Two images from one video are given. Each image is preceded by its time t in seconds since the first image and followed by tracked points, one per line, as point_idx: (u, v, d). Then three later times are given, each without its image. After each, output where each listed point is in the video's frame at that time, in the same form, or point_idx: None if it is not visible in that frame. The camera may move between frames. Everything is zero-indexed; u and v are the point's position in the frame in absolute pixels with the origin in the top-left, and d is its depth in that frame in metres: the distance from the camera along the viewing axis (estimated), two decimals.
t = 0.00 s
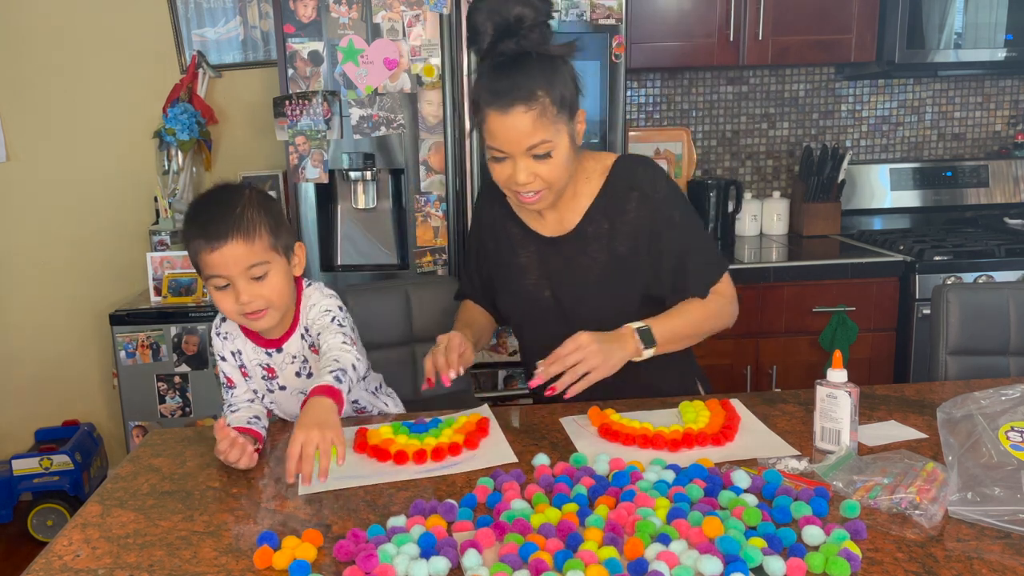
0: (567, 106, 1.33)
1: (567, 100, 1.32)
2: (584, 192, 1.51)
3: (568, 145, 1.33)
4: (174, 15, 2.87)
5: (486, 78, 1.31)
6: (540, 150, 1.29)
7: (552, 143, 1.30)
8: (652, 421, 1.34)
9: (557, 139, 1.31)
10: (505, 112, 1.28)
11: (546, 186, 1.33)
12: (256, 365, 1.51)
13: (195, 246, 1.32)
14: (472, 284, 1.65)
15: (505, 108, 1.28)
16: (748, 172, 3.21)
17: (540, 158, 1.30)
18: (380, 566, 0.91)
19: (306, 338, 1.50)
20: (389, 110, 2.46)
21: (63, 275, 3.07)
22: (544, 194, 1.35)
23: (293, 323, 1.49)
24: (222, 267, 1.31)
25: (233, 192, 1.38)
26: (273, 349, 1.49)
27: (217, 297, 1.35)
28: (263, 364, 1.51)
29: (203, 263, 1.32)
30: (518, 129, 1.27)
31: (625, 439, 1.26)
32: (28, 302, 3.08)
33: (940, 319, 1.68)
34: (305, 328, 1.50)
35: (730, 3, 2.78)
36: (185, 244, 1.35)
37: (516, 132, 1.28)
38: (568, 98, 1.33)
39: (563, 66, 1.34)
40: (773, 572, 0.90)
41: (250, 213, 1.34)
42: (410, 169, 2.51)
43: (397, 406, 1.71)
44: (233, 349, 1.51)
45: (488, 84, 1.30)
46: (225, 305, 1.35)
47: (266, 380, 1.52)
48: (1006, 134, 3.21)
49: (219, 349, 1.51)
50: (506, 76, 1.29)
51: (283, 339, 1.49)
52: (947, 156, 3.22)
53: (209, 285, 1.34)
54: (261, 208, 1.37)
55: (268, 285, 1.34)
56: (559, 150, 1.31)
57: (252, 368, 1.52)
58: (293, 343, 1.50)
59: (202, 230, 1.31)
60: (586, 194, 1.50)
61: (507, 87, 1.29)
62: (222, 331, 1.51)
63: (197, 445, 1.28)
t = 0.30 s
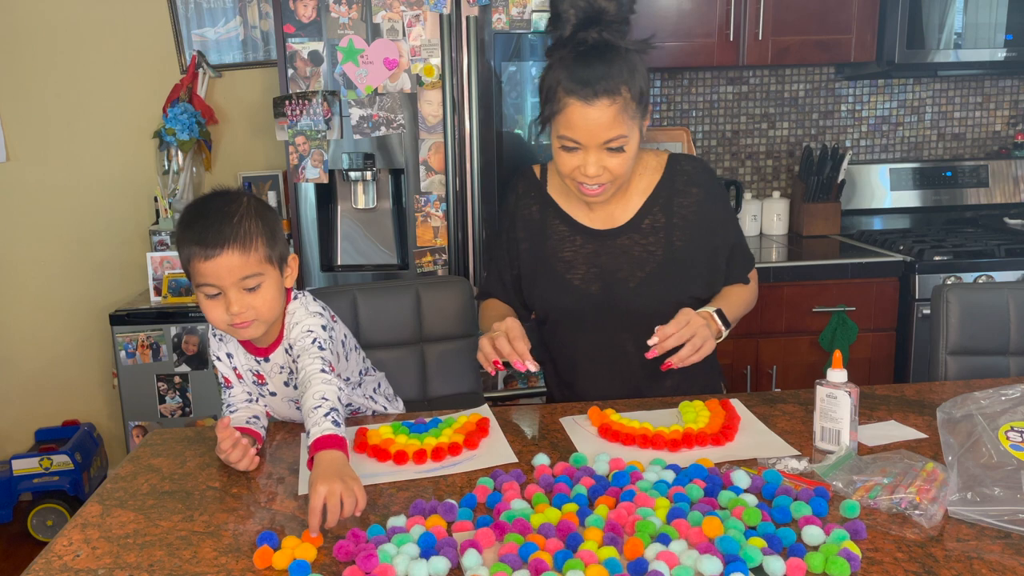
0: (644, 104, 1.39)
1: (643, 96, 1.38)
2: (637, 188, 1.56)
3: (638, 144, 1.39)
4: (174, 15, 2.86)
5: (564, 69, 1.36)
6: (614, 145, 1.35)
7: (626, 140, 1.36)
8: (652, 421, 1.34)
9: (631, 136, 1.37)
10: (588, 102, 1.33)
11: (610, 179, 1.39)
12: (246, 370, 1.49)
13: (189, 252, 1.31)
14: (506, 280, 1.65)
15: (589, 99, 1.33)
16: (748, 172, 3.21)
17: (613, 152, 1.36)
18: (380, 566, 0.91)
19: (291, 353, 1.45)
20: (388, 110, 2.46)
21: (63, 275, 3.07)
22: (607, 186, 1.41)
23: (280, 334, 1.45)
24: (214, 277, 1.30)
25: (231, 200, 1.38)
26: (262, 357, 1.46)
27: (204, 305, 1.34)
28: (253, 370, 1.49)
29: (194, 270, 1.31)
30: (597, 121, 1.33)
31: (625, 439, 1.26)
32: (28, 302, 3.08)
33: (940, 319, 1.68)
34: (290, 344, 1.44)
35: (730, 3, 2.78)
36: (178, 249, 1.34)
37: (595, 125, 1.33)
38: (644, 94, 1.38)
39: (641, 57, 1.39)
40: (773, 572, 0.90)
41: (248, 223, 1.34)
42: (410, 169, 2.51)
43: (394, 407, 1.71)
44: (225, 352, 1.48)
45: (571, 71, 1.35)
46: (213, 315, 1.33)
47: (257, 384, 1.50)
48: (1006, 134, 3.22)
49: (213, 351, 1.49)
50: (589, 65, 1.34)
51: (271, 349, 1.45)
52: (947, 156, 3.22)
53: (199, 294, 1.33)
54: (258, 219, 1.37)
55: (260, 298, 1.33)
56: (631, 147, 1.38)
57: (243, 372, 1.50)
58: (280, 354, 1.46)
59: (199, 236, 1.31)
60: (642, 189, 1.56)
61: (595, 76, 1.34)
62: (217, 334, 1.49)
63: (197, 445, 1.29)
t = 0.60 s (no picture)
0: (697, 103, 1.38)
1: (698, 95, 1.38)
2: (671, 187, 1.58)
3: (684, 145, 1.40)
4: (174, 15, 2.86)
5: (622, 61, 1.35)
6: (661, 145, 1.36)
7: (674, 141, 1.36)
8: (652, 421, 1.34)
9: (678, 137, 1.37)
10: (640, 100, 1.33)
11: (651, 177, 1.40)
12: (242, 372, 1.49)
13: (185, 245, 1.31)
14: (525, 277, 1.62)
15: (642, 97, 1.33)
16: (748, 172, 3.21)
17: (657, 152, 1.37)
18: (380, 566, 0.91)
19: (285, 353, 1.44)
20: (388, 110, 2.46)
21: (63, 275, 3.07)
22: (645, 184, 1.42)
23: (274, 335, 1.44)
24: (210, 270, 1.30)
25: (229, 195, 1.38)
26: (257, 359, 1.46)
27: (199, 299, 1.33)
28: (248, 372, 1.48)
29: (190, 263, 1.31)
30: (647, 120, 1.33)
31: (625, 439, 1.26)
32: (28, 302, 3.08)
33: (940, 319, 1.68)
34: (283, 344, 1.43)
35: (730, 3, 2.78)
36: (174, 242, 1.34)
37: (644, 123, 1.33)
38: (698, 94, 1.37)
39: (699, 58, 1.38)
40: (773, 572, 0.90)
41: (246, 218, 1.34)
42: (410, 170, 2.51)
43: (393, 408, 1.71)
44: (221, 354, 1.48)
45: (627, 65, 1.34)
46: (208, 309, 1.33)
47: (253, 386, 1.50)
48: (1006, 134, 3.21)
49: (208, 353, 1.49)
50: (648, 60, 1.34)
51: (265, 350, 1.45)
52: (947, 156, 3.22)
53: (192, 286, 1.32)
54: (254, 213, 1.37)
55: (252, 293, 1.33)
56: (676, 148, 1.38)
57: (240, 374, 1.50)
58: (274, 356, 1.45)
59: (196, 228, 1.31)
60: (676, 189, 1.58)
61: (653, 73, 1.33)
62: (213, 335, 1.49)
63: (197, 445, 1.29)
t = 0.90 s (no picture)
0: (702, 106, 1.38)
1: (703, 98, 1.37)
2: (669, 190, 1.58)
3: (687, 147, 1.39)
4: (173, 15, 2.86)
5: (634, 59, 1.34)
6: (668, 146, 1.34)
7: (681, 142, 1.35)
8: (652, 421, 1.34)
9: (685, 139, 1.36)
10: (653, 99, 1.31)
11: (655, 179, 1.38)
12: (243, 372, 1.49)
13: (188, 241, 1.31)
14: (528, 288, 1.53)
15: (655, 96, 1.31)
16: (748, 172, 3.21)
17: (664, 153, 1.35)
18: (380, 566, 0.91)
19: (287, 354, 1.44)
20: (389, 109, 2.46)
21: (63, 275, 3.07)
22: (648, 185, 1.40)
23: (274, 335, 1.44)
24: (212, 265, 1.30)
25: (232, 192, 1.38)
26: (258, 359, 1.46)
27: (201, 296, 1.33)
28: (249, 372, 1.48)
29: (193, 259, 1.31)
30: (658, 120, 1.31)
31: (625, 439, 1.26)
32: (27, 302, 3.08)
33: (940, 319, 1.68)
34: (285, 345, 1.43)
35: (730, 3, 2.78)
36: (177, 239, 1.34)
37: (655, 123, 1.31)
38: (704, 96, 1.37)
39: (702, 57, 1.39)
40: (773, 572, 0.90)
41: (248, 214, 1.35)
42: (410, 169, 2.51)
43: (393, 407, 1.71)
44: (222, 354, 1.48)
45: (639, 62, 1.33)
46: (210, 305, 1.33)
47: (254, 386, 1.50)
48: (1006, 134, 3.21)
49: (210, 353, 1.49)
50: (660, 59, 1.33)
51: (266, 350, 1.45)
52: (947, 156, 3.22)
53: (195, 283, 1.32)
54: (257, 210, 1.37)
55: (256, 289, 1.33)
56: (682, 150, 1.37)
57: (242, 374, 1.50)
58: (275, 356, 1.45)
59: (199, 224, 1.31)
60: (671, 194, 1.58)
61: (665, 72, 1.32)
62: (214, 335, 1.49)
63: (198, 445, 1.29)
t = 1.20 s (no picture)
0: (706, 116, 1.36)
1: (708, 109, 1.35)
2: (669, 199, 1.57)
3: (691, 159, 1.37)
4: (173, 15, 2.86)
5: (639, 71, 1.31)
6: (674, 161, 1.33)
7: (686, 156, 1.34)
8: (652, 421, 1.34)
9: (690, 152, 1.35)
10: (661, 115, 1.29)
11: (660, 193, 1.37)
12: (244, 371, 1.49)
13: (204, 240, 1.31)
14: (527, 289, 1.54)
15: (663, 112, 1.28)
16: (748, 172, 3.21)
17: (670, 167, 1.34)
18: (380, 566, 0.91)
19: (293, 346, 1.46)
20: (389, 110, 2.46)
21: (63, 275, 3.07)
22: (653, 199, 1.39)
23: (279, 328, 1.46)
24: (231, 262, 1.30)
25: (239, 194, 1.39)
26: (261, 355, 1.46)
27: (217, 296, 1.32)
28: (250, 370, 1.48)
29: (209, 258, 1.30)
30: (666, 136, 1.29)
31: (626, 439, 1.26)
32: (27, 302, 3.08)
33: (940, 319, 1.68)
34: (292, 337, 1.46)
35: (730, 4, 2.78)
36: (189, 240, 1.33)
37: (662, 138, 1.29)
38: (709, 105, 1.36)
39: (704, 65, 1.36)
40: (773, 572, 0.90)
41: (260, 212, 1.36)
42: (410, 169, 2.51)
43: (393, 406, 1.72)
44: (223, 354, 1.48)
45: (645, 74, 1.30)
46: (226, 305, 1.32)
47: (255, 386, 1.50)
48: (1006, 134, 3.21)
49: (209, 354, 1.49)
50: (667, 71, 1.30)
51: (269, 345, 1.46)
52: (947, 156, 3.22)
53: (211, 283, 1.31)
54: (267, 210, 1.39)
55: (274, 283, 1.34)
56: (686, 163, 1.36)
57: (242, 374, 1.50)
58: (279, 350, 1.46)
59: (215, 223, 1.31)
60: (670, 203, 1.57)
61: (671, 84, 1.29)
62: (213, 336, 1.49)
63: (198, 445, 1.29)
